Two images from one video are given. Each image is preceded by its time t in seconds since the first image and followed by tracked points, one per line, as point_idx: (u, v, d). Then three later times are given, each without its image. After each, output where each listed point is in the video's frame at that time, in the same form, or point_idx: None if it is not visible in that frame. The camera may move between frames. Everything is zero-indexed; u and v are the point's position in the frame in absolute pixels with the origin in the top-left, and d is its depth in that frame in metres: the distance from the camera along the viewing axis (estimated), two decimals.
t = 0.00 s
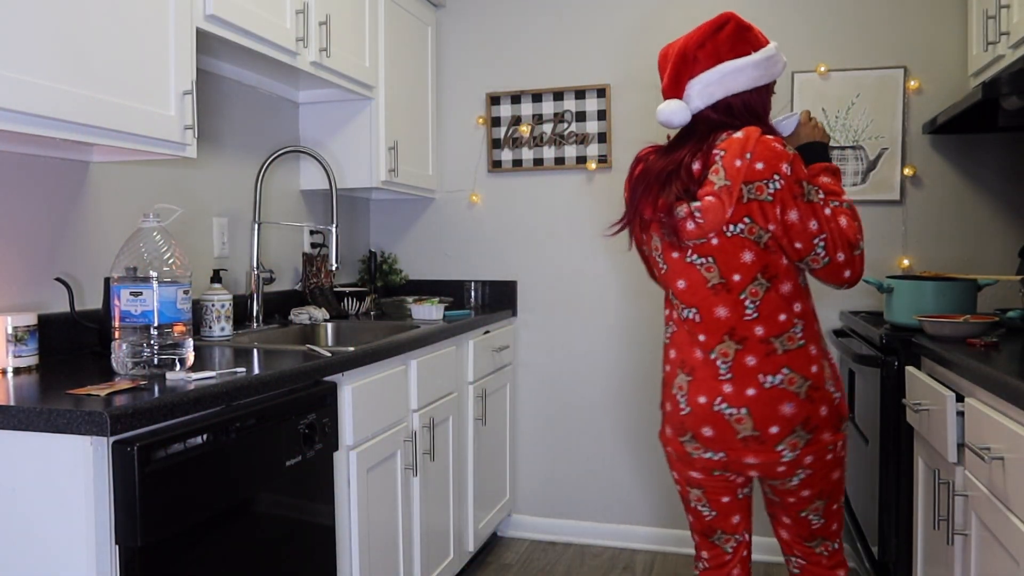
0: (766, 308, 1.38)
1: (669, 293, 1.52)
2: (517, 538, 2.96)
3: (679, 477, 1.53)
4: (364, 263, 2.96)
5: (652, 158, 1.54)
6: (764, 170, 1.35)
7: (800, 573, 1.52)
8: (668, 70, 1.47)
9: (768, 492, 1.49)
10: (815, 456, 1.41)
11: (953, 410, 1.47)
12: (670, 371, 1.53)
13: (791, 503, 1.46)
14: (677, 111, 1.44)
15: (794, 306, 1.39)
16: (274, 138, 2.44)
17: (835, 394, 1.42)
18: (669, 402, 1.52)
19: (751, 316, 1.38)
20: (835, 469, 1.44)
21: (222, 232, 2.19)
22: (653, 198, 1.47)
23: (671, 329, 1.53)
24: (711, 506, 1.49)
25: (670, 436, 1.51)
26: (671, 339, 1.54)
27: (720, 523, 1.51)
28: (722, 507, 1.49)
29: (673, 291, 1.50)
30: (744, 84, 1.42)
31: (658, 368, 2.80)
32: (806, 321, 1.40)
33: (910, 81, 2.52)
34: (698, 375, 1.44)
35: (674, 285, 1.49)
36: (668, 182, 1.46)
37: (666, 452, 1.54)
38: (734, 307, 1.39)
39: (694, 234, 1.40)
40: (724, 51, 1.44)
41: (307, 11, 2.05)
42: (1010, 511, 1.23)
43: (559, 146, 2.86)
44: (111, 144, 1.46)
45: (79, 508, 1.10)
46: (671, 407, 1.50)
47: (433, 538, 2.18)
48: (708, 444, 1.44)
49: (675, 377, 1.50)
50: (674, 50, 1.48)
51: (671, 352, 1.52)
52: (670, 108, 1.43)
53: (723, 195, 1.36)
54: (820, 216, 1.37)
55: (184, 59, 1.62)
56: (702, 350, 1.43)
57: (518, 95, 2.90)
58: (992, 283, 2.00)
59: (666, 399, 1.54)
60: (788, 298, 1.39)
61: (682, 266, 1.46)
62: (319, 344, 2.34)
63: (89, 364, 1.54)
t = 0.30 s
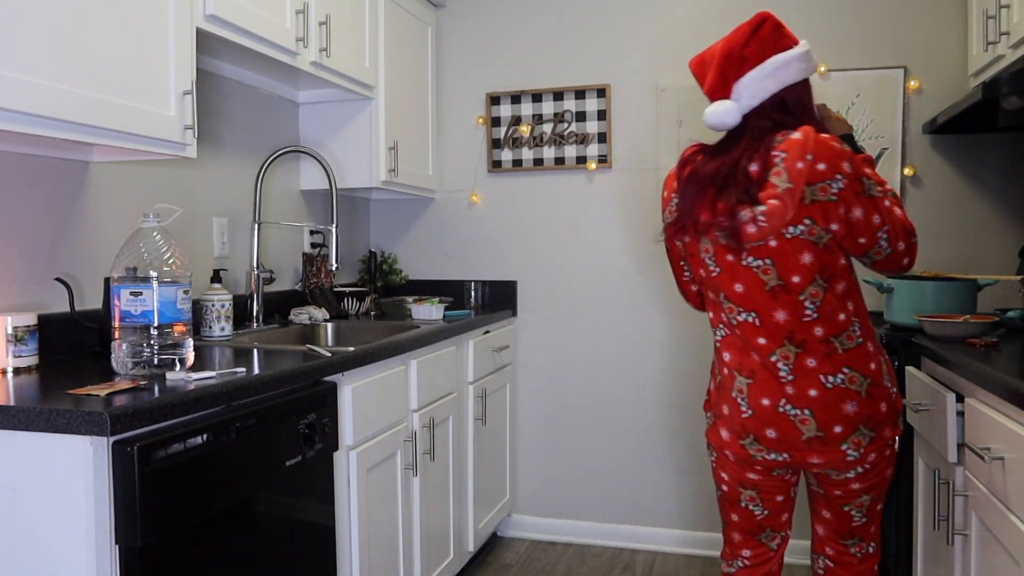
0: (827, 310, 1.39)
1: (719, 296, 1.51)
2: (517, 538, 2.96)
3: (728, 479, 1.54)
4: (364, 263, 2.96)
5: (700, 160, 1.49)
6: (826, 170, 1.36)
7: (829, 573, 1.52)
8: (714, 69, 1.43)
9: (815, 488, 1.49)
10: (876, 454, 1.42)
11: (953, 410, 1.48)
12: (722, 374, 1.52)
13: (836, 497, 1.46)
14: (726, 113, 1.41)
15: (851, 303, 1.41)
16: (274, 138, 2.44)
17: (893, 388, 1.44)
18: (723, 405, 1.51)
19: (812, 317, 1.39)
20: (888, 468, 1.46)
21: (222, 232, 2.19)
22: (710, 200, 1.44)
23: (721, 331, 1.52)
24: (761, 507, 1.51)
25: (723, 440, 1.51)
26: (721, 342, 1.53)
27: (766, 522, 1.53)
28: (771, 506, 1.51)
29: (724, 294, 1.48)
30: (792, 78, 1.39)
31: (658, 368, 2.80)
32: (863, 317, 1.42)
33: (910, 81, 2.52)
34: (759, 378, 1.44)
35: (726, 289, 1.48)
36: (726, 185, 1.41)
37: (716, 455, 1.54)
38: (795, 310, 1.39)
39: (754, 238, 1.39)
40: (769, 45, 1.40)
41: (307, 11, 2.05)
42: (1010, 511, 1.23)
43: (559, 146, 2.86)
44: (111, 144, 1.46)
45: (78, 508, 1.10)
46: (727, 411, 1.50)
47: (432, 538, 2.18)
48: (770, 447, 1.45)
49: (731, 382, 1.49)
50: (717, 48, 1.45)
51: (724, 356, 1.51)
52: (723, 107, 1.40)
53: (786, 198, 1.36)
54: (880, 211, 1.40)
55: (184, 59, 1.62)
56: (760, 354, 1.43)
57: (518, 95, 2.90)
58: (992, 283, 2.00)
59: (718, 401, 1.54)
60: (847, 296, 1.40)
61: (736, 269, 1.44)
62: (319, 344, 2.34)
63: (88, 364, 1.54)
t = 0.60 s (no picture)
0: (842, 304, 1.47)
1: (776, 281, 1.37)
2: (517, 538, 2.96)
3: (724, 476, 1.42)
4: (364, 263, 2.96)
5: (802, 136, 1.34)
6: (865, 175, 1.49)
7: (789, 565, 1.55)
8: (790, 58, 1.32)
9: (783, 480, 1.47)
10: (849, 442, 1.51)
11: (953, 410, 1.47)
12: (740, 361, 1.40)
13: (804, 485, 1.46)
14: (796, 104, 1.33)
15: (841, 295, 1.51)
16: (275, 138, 2.44)
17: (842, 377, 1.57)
18: (740, 395, 1.39)
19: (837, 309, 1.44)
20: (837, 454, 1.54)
21: (222, 232, 2.19)
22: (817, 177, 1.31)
23: (754, 316, 1.38)
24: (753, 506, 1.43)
25: (738, 434, 1.39)
26: (746, 328, 1.39)
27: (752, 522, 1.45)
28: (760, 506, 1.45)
29: (784, 280, 1.38)
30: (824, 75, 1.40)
31: (657, 368, 2.81)
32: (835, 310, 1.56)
33: (910, 81, 2.52)
34: (790, 368, 1.39)
35: (788, 274, 1.38)
36: (848, 173, 1.35)
37: (720, 450, 1.40)
38: (835, 304, 1.43)
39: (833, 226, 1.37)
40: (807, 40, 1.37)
41: (307, 11, 2.05)
42: (1010, 512, 1.23)
43: (559, 146, 2.86)
44: (111, 143, 1.46)
45: (79, 508, 1.10)
46: (745, 402, 1.38)
47: (433, 539, 2.18)
48: (790, 440, 1.39)
49: (755, 369, 1.39)
50: (788, 32, 1.33)
51: (754, 343, 1.39)
52: (806, 103, 1.32)
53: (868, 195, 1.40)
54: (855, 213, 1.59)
55: (184, 59, 1.62)
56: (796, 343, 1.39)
57: (518, 95, 2.90)
58: (992, 283, 2.00)
59: (728, 391, 1.40)
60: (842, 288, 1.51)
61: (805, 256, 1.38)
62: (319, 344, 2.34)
63: (88, 364, 1.54)
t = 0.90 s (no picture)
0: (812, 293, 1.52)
1: (757, 277, 1.40)
2: (517, 537, 2.96)
3: (744, 469, 1.42)
4: (364, 263, 2.96)
5: (770, 134, 1.35)
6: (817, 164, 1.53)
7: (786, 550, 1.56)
8: (761, 59, 1.36)
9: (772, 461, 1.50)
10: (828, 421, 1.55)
11: (953, 410, 1.47)
12: (751, 358, 1.41)
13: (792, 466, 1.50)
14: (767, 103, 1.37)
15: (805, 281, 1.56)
16: (275, 138, 2.44)
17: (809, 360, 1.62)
18: (758, 391, 1.40)
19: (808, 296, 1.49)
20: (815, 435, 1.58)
21: (222, 232, 2.19)
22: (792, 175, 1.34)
23: (750, 314, 1.40)
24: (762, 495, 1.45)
25: (760, 428, 1.40)
26: (746, 326, 1.41)
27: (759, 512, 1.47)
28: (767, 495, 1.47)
29: (765, 274, 1.41)
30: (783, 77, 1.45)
31: (657, 367, 2.81)
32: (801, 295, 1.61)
33: (910, 81, 2.52)
34: (793, 357, 1.43)
35: (768, 268, 1.41)
36: (813, 168, 1.37)
37: (744, 445, 1.40)
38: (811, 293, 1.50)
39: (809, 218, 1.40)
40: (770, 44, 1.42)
41: (307, 11, 2.05)
42: (1010, 511, 1.23)
43: (559, 146, 2.86)
44: (111, 143, 1.46)
45: (79, 508, 1.10)
46: (762, 396, 1.40)
47: (433, 539, 2.18)
48: (802, 424, 1.43)
49: (766, 364, 1.41)
50: (759, 34, 1.37)
51: (758, 339, 1.41)
52: (776, 103, 1.36)
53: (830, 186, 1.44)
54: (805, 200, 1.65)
55: (184, 59, 1.62)
56: (792, 333, 1.43)
57: (518, 95, 2.90)
58: (992, 283, 2.00)
59: (744, 387, 1.41)
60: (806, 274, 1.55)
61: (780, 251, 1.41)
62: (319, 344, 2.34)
63: (88, 364, 1.54)
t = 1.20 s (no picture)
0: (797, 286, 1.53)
1: (736, 275, 1.41)
2: (517, 538, 2.96)
3: (748, 460, 1.42)
4: (364, 264, 2.96)
5: (731, 143, 1.38)
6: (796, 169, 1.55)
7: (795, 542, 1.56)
8: (737, 71, 1.37)
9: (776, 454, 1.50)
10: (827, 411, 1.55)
11: (953, 410, 1.47)
12: (745, 350, 1.41)
13: (795, 455, 1.49)
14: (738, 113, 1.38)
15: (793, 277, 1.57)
16: (275, 138, 2.44)
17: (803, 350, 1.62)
18: (756, 381, 1.40)
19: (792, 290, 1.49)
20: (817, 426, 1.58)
21: (222, 232, 2.19)
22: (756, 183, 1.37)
23: (737, 310, 1.42)
24: (768, 488, 1.46)
25: (762, 416, 1.40)
26: (735, 321, 1.42)
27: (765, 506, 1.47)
28: (772, 488, 1.47)
29: (745, 271, 1.41)
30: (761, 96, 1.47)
31: (657, 367, 2.81)
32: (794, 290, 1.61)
33: (910, 81, 2.52)
34: (788, 348, 1.43)
35: (745, 265, 1.41)
36: (776, 172, 1.39)
37: (748, 435, 1.40)
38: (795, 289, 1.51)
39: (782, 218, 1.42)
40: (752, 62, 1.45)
41: (307, 11, 2.05)
42: (1010, 511, 1.23)
43: (559, 146, 2.86)
44: (111, 143, 1.46)
45: (79, 508, 1.10)
46: (761, 386, 1.40)
47: (433, 538, 2.18)
48: (804, 412, 1.43)
49: (761, 355, 1.41)
50: (737, 49, 1.40)
51: (749, 332, 1.41)
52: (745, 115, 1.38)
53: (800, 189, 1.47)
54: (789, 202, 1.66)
55: (184, 59, 1.62)
56: (781, 325, 1.43)
57: (518, 95, 2.90)
58: (992, 283, 2.00)
59: (743, 378, 1.41)
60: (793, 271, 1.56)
61: (754, 250, 1.41)
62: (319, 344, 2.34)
63: (88, 364, 1.54)
